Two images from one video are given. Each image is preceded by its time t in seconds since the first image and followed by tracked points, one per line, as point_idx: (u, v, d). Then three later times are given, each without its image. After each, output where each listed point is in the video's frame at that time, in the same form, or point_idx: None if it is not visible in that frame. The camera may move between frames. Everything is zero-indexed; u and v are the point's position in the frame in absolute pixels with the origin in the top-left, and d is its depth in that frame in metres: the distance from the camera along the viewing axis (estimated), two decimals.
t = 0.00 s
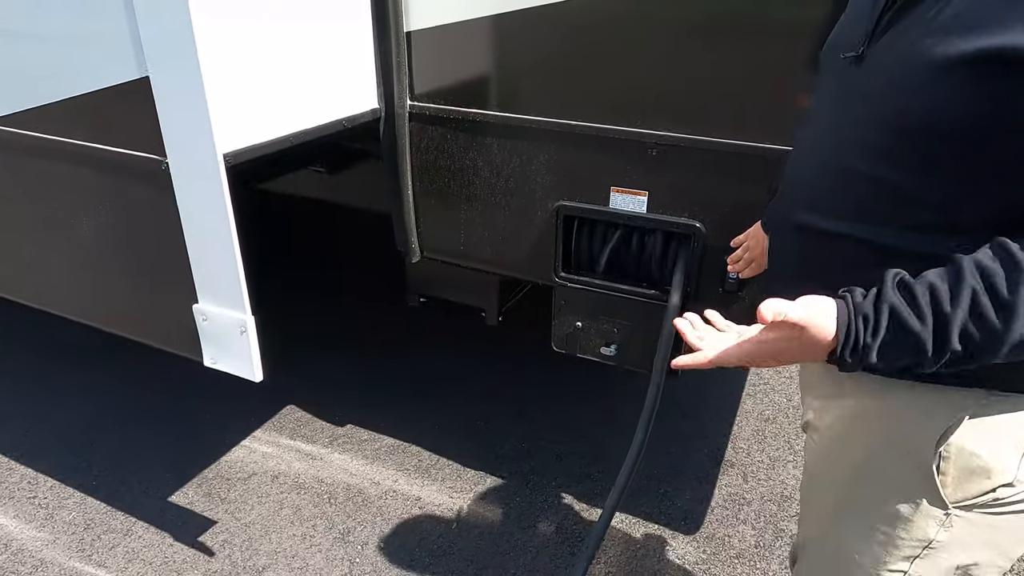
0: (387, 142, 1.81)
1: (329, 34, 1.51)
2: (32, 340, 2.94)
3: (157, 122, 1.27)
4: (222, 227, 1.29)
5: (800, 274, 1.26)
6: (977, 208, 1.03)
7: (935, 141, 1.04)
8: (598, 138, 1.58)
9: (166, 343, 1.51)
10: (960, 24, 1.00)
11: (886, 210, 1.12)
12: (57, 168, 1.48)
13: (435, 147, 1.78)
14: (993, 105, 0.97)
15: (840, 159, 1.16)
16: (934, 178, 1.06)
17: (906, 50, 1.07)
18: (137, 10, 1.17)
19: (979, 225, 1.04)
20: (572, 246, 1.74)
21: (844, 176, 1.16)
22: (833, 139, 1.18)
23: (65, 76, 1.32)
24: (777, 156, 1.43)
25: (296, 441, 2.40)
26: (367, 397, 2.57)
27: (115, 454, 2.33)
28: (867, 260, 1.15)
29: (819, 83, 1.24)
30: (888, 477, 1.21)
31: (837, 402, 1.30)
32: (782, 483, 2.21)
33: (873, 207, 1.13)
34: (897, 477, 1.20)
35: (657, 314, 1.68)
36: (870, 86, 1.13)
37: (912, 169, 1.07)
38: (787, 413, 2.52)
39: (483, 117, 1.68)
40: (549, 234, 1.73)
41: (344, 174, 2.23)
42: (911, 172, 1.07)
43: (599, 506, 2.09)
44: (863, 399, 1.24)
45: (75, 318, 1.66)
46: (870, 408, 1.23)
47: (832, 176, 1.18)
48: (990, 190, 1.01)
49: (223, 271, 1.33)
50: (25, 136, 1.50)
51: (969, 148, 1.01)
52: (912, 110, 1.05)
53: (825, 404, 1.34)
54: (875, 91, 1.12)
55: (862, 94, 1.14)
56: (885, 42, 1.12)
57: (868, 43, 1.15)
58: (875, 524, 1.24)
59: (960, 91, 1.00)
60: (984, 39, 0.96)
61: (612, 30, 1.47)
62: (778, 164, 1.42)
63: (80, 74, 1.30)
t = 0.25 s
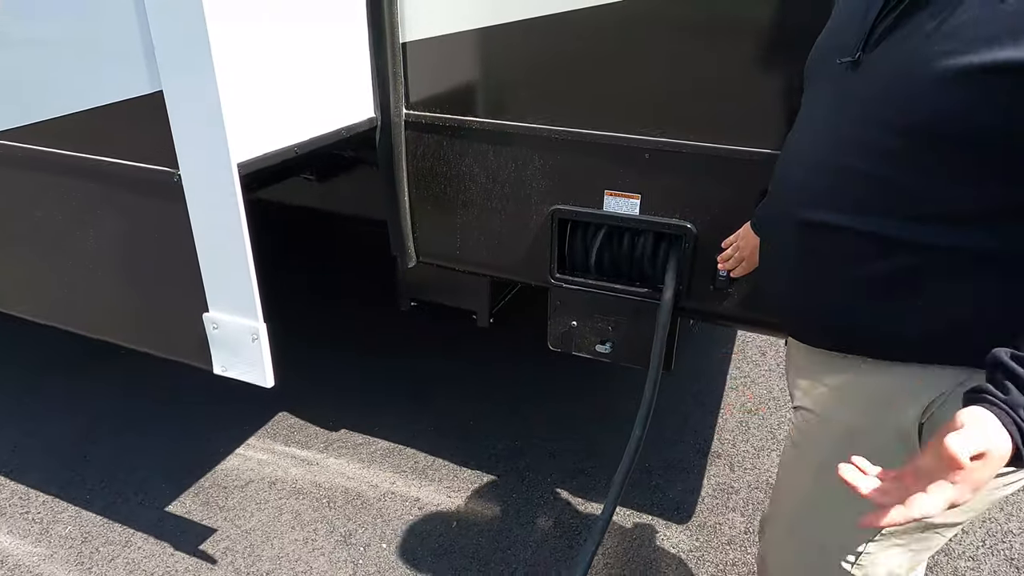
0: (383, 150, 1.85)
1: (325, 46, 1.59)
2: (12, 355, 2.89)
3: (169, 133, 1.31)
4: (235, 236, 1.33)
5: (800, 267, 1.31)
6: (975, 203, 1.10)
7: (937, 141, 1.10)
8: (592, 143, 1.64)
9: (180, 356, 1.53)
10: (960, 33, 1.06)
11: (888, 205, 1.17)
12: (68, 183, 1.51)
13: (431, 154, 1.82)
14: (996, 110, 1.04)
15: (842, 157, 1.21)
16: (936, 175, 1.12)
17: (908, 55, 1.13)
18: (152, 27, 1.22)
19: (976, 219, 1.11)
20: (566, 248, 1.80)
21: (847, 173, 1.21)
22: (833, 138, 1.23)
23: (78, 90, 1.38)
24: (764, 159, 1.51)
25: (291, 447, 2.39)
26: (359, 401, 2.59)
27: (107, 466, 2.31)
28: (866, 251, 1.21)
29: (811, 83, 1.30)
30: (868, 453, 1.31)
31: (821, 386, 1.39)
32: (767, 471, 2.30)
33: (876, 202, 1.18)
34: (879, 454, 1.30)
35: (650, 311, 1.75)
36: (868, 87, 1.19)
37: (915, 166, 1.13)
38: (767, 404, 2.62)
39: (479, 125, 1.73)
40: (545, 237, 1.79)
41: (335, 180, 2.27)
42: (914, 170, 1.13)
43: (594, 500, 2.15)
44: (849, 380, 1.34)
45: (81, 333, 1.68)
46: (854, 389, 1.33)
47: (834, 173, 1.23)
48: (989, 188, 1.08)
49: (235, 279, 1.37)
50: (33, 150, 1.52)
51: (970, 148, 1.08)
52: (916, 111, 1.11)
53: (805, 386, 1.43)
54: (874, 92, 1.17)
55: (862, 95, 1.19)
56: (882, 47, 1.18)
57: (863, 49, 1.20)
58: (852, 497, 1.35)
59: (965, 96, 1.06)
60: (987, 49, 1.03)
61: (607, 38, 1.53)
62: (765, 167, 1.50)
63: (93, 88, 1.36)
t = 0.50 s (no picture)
0: (373, 162, 1.88)
1: (320, 60, 1.64)
2: None
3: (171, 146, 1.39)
4: (237, 246, 1.42)
5: (784, 272, 1.29)
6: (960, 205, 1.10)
7: (926, 142, 1.09)
8: (578, 152, 1.70)
9: (187, 371, 1.61)
10: (942, 39, 1.08)
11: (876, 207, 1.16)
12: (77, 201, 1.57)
13: (421, 165, 1.86)
14: (983, 113, 1.04)
15: (827, 160, 1.20)
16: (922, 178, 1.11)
17: (890, 58, 1.13)
18: (156, 50, 1.32)
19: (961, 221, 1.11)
20: (554, 255, 1.85)
21: (833, 176, 1.19)
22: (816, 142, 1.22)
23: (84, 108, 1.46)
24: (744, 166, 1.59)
25: (280, 457, 2.38)
26: (347, 408, 2.59)
27: (94, 483, 2.29)
28: (852, 255, 1.20)
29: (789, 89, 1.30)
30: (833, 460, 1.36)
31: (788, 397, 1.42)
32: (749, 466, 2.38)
33: (863, 206, 1.17)
34: (849, 460, 1.35)
35: (636, 314, 1.81)
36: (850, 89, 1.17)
37: (902, 169, 1.12)
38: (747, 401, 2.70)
39: (468, 135, 1.78)
40: (533, 244, 1.83)
41: (318, 191, 2.27)
42: (900, 174, 1.13)
43: (584, 499, 2.19)
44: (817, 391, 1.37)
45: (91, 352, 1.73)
46: (825, 401, 1.36)
47: (820, 176, 1.21)
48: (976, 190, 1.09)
49: (240, 293, 1.45)
50: (44, 168, 1.58)
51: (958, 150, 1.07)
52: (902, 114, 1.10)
53: (770, 396, 1.45)
54: (857, 95, 1.16)
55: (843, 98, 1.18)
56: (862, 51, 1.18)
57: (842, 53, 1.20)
58: (824, 500, 1.40)
59: (953, 98, 1.06)
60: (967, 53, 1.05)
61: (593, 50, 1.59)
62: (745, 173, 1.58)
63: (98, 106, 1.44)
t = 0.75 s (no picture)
0: (352, 164, 1.88)
1: (300, 63, 1.64)
2: None
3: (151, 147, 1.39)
4: (218, 250, 1.42)
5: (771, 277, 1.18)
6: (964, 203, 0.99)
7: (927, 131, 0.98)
8: (556, 152, 1.72)
9: (169, 376, 1.60)
10: (937, 27, 1.00)
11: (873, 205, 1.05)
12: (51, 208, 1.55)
13: (401, 167, 1.87)
14: (987, 98, 0.93)
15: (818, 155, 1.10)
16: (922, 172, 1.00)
17: (883, 47, 1.04)
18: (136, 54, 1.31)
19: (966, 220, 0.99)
20: (535, 254, 1.87)
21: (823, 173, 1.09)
22: (803, 139, 1.13)
23: (61, 112, 1.45)
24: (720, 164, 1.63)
25: (262, 464, 2.35)
26: (328, 413, 2.57)
27: (70, 495, 2.25)
28: (861, 257, 1.07)
29: (774, 90, 1.23)
30: (837, 468, 1.23)
31: (775, 407, 1.27)
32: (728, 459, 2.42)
33: (858, 203, 1.06)
34: (851, 472, 1.22)
35: (617, 312, 1.84)
36: (841, 82, 1.09)
37: (899, 163, 1.01)
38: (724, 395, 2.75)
39: (447, 137, 1.79)
40: (515, 244, 1.85)
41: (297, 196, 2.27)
42: (898, 168, 1.02)
43: (568, 496, 2.21)
44: (809, 400, 1.23)
45: (70, 359, 1.70)
46: (817, 410, 1.22)
47: (809, 173, 1.11)
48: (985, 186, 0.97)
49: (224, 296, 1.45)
50: (17, 174, 1.56)
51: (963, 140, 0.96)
52: (898, 101, 1.01)
53: (754, 406, 1.31)
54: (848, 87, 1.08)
55: (833, 92, 1.10)
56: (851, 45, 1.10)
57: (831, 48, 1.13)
58: (826, 514, 1.27)
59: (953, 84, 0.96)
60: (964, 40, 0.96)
61: (569, 51, 1.62)
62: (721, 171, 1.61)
63: (75, 109, 1.43)
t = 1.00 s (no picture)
0: (330, 173, 1.86)
1: (274, 72, 1.63)
2: None
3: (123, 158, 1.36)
4: (195, 261, 1.40)
5: (764, 289, 1.17)
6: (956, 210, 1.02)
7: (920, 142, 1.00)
8: (534, 159, 1.73)
9: (142, 391, 1.57)
10: (920, 36, 1.00)
11: (868, 215, 1.06)
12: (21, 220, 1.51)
13: (379, 176, 1.85)
14: (979, 107, 0.96)
15: (808, 166, 1.10)
16: (917, 181, 1.02)
17: (866, 56, 1.04)
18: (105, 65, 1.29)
19: (960, 225, 1.02)
20: (514, 262, 1.87)
21: (815, 184, 1.09)
22: (791, 150, 1.12)
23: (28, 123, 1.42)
24: (696, 169, 1.65)
25: (241, 477, 2.32)
26: (307, 424, 2.54)
27: (42, 514, 2.19)
28: (844, 263, 1.08)
29: (751, 97, 1.22)
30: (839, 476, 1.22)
31: (770, 415, 1.25)
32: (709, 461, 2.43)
33: (853, 213, 1.07)
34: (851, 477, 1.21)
35: (597, 317, 1.85)
36: (825, 91, 1.09)
37: (893, 173, 1.03)
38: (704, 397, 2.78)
39: (425, 144, 1.78)
40: (494, 251, 1.85)
41: (273, 205, 2.25)
42: (892, 177, 1.03)
43: (552, 503, 2.21)
44: (805, 406, 1.22)
45: (40, 375, 1.66)
46: (813, 416, 1.22)
47: (795, 182, 1.11)
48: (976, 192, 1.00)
49: (200, 309, 1.43)
50: None
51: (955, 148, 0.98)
52: (888, 112, 1.01)
53: (748, 417, 1.28)
54: (833, 97, 1.08)
55: (818, 101, 1.10)
56: (829, 53, 1.09)
57: (808, 56, 1.12)
58: (826, 523, 1.26)
59: (942, 94, 0.97)
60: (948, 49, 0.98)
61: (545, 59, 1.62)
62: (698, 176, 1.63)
63: (44, 121, 1.40)
